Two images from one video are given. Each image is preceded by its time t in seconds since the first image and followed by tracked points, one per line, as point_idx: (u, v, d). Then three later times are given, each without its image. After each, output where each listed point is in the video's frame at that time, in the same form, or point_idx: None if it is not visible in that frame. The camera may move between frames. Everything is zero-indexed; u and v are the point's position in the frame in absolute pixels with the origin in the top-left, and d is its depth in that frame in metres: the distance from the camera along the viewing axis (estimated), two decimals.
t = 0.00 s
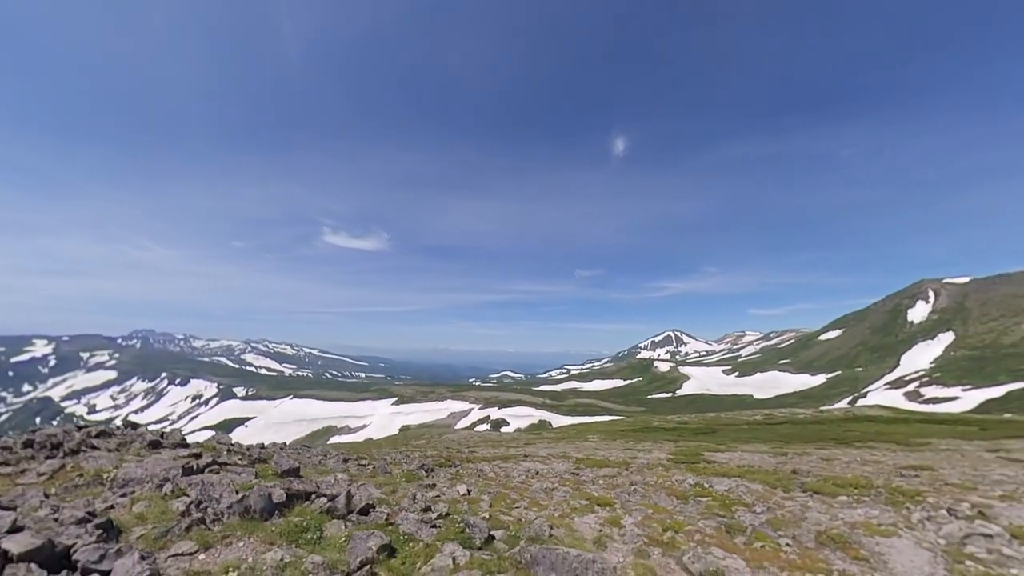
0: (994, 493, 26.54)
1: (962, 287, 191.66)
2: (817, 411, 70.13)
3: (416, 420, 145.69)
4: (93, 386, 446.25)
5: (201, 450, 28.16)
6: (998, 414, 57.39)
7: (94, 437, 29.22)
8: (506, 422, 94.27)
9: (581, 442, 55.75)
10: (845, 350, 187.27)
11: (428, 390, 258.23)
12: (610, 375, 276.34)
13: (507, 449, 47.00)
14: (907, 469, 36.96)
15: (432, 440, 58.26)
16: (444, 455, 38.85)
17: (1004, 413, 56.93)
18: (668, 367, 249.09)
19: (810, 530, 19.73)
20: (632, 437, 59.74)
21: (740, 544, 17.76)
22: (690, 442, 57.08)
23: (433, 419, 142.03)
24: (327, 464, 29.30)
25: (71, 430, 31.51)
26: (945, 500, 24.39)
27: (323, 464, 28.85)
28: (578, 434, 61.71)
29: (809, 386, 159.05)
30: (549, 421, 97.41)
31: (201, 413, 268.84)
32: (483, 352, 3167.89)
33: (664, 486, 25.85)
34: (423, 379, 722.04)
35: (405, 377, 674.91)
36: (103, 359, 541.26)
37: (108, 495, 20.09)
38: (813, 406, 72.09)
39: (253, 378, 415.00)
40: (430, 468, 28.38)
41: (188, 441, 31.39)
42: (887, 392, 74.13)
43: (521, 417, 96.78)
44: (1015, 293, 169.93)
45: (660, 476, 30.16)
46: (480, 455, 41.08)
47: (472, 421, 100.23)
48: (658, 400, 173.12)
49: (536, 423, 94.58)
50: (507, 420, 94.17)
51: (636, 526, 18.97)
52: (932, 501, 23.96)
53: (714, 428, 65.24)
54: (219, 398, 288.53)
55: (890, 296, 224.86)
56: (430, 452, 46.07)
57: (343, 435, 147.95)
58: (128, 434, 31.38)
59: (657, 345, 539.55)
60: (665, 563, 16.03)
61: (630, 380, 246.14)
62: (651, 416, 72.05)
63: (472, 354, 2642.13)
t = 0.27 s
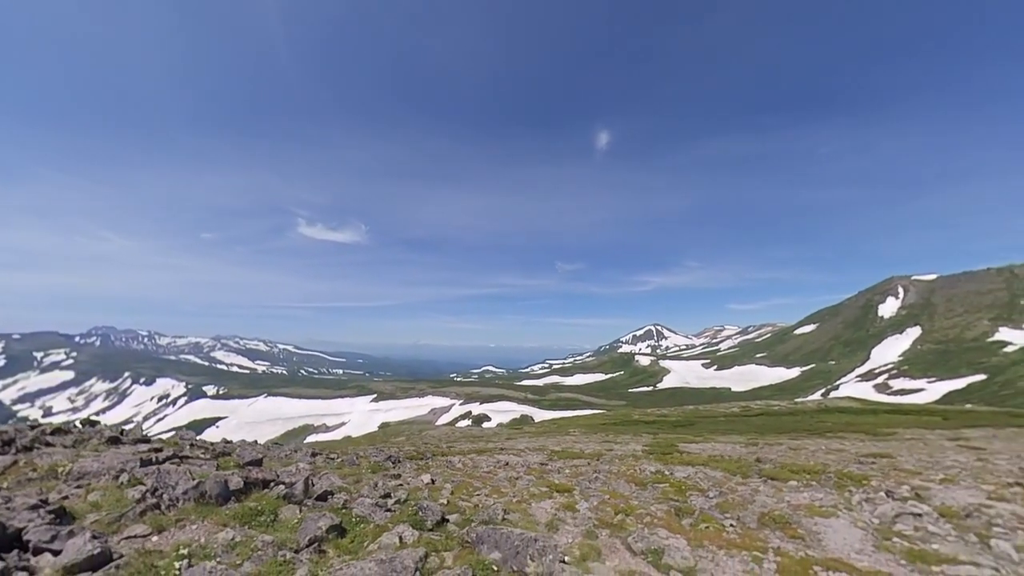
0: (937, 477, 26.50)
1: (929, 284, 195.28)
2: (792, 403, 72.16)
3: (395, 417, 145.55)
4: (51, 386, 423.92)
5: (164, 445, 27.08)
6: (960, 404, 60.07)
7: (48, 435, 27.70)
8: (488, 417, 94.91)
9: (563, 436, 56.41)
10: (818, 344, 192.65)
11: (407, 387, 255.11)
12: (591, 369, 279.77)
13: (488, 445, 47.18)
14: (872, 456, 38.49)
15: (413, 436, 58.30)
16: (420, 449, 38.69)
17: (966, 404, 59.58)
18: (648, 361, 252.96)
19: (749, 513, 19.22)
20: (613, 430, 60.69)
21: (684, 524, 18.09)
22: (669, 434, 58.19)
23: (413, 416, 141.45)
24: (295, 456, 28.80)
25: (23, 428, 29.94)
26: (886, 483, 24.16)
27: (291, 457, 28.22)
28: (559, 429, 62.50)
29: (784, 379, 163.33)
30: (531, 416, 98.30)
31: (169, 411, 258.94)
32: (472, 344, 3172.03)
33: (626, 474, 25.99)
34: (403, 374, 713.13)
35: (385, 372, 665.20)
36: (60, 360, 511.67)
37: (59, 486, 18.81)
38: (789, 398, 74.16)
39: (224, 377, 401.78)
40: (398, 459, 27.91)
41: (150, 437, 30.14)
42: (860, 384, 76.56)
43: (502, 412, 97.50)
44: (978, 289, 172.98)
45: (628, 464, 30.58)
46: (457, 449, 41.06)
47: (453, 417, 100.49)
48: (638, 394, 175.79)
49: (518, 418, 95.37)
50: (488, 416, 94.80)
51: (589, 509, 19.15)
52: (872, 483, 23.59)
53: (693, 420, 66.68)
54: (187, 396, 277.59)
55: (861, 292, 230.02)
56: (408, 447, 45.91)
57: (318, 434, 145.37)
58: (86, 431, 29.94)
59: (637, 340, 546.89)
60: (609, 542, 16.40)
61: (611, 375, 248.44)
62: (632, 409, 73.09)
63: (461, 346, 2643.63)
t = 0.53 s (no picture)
0: (884, 469, 28.24)
1: (898, 284, 199.82)
2: (768, 398, 74.35)
3: (372, 415, 145.06)
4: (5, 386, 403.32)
5: (127, 443, 27.15)
6: (925, 399, 62.66)
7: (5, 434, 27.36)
8: (468, 414, 95.76)
9: (542, 433, 57.49)
10: (793, 341, 197.35)
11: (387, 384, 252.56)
12: (573, 365, 282.85)
13: (468, 441, 47.88)
14: (834, 449, 40.32)
15: (393, 434, 58.79)
16: (397, 446, 39.41)
17: (930, 398, 62.13)
18: (628, 357, 256.33)
19: (701, 504, 20.16)
20: (591, 426, 62.00)
21: (637, 513, 19.09)
22: (646, 429, 59.63)
23: (391, 414, 141.24)
24: (265, 453, 29.24)
25: None
26: (834, 474, 25.55)
27: (260, 453, 28.66)
28: (540, 426, 63.60)
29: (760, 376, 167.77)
30: (512, 413, 99.41)
31: (134, 412, 250.45)
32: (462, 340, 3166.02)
33: (590, 467, 27.05)
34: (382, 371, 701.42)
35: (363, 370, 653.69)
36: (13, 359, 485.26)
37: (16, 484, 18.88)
38: (764, 394, 76.35)
39: (194, 376, 388.68)
40: (367, 455, 28.61)
41: (113, 436, 30.06)
42: (833, 380, 79.09)
43: (483, 409, 98.39)
44: (944, 289, 177.59)
45: (594, 458, 31.80)
46: (434, 446, 41.82)
47: (433, 415, 100.99)
48: (618, 390, 178.27)
49: (499, 415, 96.33)
50: (469, 413, 95.67)
51: (549, 501, 20.12)
52: (821, 474, 25.03)
53: (671, 416, 68.37)
54: (156, 396, 269.56)
55: (834, 291, 235.21)
56: (387, 444, 46.46)
57: (293, 434, 143.24)
58: (44, 431, 29.59)
59: (618, 337, 552.76)
60: (564, 530, 17.34)
61: (592, 371, 251.07)
62: (611, 406, 74.43)
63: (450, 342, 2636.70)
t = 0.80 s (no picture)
0: (830, 460, 30.22)
1: (863, 286, 207.29)
2: (739, 393, 77.31)
3: (350, 413, 144.16)
4: None
5: (89, 440, 26.89)
6: (883, 394, 66.16)
7: None
8: (448, 411, 96.60)
9: (521, 428, 58.70)
10: (764, 338, 204.25)
11: (365, 381, 249.92)
12: (552, 361, 286.62)
13: (446, 437, 48.69)
14: (794, 442, 42.50)
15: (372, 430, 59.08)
16: (373, 443, 39.81)
17: (888, 394, 65.61)
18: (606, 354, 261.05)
19: (651, 492, 21.33)
20: (569, 422, 63.57)
21: (591, 500, 20.17)
22: (623, 424, 61.42)
23: (369, 411, 140.82)
24: (234, 449, 29.39)
25: None
26: (782, 464, 27.28)
27: (229, 449, 28.79)
28: (518, 422, 64.93)
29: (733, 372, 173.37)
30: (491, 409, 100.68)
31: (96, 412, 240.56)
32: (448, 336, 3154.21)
33: (555, 459, 28.17)
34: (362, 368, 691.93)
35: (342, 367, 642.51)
36: None
37: None
38: (736, 389, 79.33)
39: (162, 375, 375.00)
40: (337, 450, 29.07)
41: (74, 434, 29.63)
42: (800, 376, 82.51)
43: (463, 405, 99.32)
44: (903, 291, 185.78)
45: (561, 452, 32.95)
46: (410, 442, 42.34)
47: (412, 411, 101.46)
48: (597, 386, 181.48)
49: (478, 411, 97.47)
50: (448, 409, 96.50)
51: (510, 490, 21.10)
52: (770, 465, 26.66)
53: (647, 411, 70.54)
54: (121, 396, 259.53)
55: (804, 291, 242.93)
56: (364, 441, 46.79)
57: (267, 432, 141.00)
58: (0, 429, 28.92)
59: (597, 333, 560.94)
60: (520, 517, 18.31)
61: (572, 368, 254.59)
62: (589, 401, 76.16)
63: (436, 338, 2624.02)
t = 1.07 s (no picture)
0: (785, 451, 31.87)
1: (832, 285, 213.76)
2: (714, 388, 79.79)
3: (328, 408, 143.23)
4: None
5: (52, 435, 26.40)
6: (848, 389, 69.19)
7: None
8: (428, 405, 97.09)
9: (501, 423, 59.46)
10: (739, 335, 210.32)
11: (343, 376, 246.89)
12: (533, 356, 289.55)
13: (425, 431, 49.04)
14: (760, 434, 44.32)
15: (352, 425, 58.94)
16: (349, 437, 39.66)
17: (852, 388, 68.66)
18: (586, 349, 264.95)
19: (609, 482, 22.31)
20: (549, 416, 64.77)
21: (551, 489, 21.00)
22: (601, 418, 62.87)
23: (348, 406, 140.24)
24: (203, 444, 29.13)
25: None
26: (738, 455, 28.65)
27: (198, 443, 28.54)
28: (499, 416, 65.80)
29: (708, 367, 178.58)
30: (472, 403, 101.58)
31: (56, 410, 231.17)
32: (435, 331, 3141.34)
33: (524, 451, 28.89)
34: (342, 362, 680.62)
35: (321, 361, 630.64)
36: None
37: None
38: (711, 384, 81.87)
39: (130, 370, 361.48)
40: (309, 443, 29.18)
41: (35, 429, 28.93)
42: (772, 372, 85.46)
43: (444, 400, 99.82)
44: (868, 292, 192.78)
45: (534, 444, 33.66)
46: (387, 436, 42.40)
47: (392, 406, 101.41)
48: (576, 381, 184.26)
49: (459, 406, 98.17)
50: (429, 404, 97.03)
51: (474, 480, 21.82)
52: (726, 456, 28.00)
53: (624, 405, 72.33)
54: (85, 392, 250.61)
55: (777, 289, 249.23)
56: (341, 435, 46.52)
57: (242, 428, 138.66)
58: None
59: (578, 329, 568.26)
60: (480, 505, 18.99)
61: (553, 363, 257.18)
62: (568, 396, 77.57)
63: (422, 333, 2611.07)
